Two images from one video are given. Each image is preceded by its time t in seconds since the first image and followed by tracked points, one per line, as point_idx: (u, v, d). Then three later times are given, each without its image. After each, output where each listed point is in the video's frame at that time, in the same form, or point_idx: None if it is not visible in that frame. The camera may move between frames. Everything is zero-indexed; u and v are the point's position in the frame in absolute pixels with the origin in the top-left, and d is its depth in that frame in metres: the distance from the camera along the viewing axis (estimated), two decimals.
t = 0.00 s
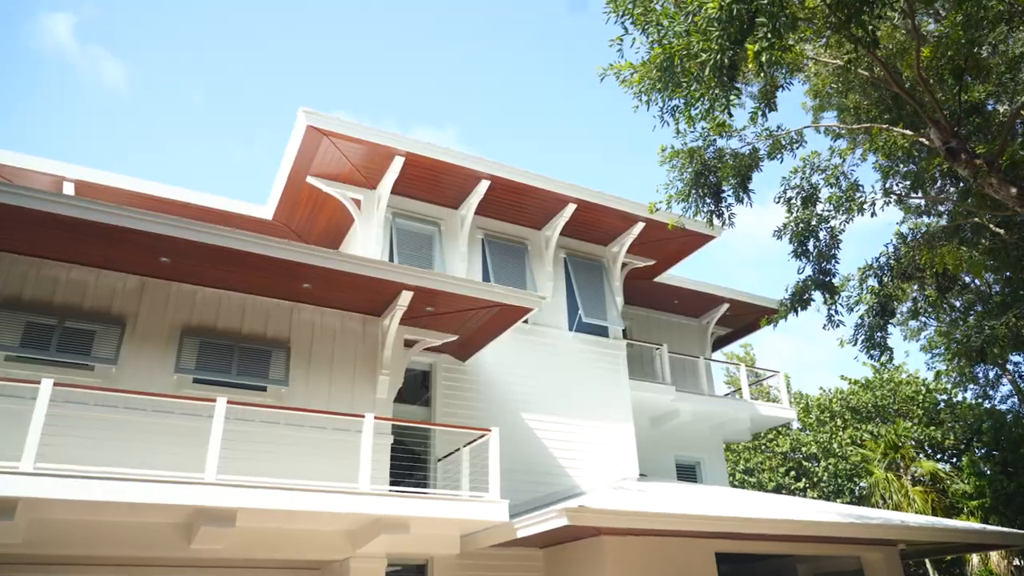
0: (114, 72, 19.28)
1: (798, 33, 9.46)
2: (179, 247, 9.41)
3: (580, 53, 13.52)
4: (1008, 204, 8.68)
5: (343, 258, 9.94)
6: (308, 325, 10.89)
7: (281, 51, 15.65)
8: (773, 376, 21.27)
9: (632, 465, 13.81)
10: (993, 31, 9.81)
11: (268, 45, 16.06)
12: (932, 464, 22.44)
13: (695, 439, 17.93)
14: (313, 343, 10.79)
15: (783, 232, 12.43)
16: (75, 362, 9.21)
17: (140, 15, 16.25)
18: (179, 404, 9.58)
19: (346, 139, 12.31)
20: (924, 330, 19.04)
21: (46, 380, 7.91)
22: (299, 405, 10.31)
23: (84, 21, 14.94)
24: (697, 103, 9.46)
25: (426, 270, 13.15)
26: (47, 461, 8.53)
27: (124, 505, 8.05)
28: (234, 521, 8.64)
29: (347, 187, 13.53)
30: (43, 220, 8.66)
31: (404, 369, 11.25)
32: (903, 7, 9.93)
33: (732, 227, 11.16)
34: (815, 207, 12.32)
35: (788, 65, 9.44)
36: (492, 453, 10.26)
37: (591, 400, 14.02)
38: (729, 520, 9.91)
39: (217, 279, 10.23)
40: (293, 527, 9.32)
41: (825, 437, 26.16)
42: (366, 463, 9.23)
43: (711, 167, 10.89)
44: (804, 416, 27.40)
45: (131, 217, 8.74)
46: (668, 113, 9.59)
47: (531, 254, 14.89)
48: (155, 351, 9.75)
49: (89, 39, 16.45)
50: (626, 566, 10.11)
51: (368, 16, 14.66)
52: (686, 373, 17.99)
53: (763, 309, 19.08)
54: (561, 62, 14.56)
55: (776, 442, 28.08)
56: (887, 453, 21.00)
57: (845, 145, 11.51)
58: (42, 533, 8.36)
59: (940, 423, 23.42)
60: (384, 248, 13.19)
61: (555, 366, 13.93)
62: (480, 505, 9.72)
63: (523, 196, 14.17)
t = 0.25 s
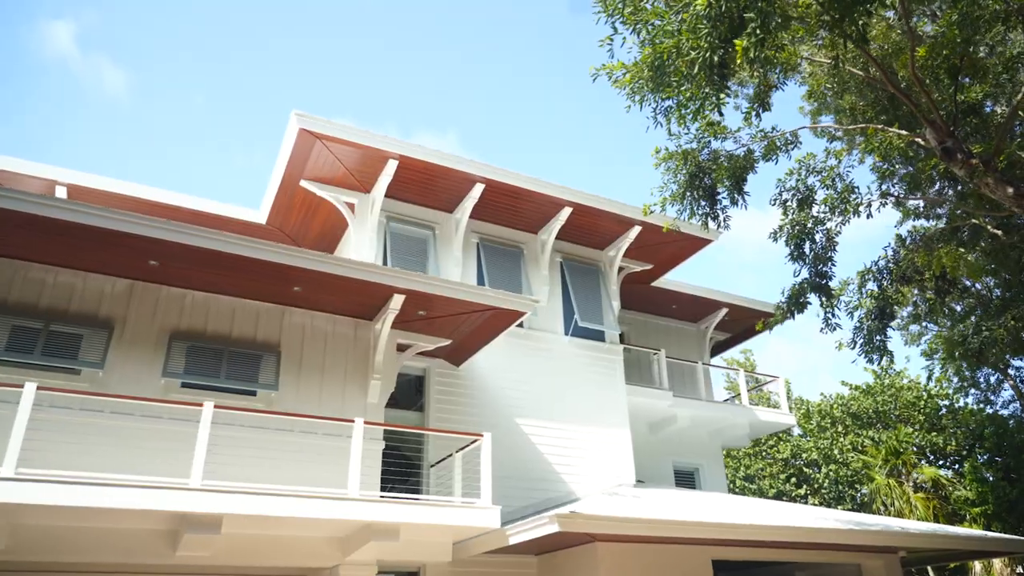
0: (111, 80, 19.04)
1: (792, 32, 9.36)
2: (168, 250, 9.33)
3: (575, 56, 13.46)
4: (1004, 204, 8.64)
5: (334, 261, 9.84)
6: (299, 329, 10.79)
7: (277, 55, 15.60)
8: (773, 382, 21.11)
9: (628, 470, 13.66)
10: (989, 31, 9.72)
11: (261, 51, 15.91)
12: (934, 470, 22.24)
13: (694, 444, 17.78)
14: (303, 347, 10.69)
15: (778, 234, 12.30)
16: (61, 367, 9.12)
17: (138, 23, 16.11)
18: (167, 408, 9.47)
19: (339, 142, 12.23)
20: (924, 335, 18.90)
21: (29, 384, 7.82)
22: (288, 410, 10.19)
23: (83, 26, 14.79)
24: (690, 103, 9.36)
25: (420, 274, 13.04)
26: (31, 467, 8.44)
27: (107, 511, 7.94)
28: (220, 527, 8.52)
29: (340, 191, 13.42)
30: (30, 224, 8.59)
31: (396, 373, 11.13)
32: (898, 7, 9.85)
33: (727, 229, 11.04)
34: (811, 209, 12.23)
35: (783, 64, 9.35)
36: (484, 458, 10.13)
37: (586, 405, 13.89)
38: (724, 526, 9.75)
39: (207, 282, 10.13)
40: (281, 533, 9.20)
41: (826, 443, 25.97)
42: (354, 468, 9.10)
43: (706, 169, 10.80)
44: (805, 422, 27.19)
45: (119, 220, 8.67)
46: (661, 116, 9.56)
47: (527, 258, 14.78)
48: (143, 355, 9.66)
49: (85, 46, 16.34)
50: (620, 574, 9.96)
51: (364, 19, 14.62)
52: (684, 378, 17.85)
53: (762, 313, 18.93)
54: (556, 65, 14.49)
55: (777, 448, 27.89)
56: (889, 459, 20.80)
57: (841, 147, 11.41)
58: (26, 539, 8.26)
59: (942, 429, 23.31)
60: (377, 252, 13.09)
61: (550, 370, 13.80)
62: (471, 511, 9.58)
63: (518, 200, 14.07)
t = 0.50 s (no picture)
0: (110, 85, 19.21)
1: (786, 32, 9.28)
2: (156, 253, 9.23)
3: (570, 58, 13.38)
4: (999, 204, 8.58)
5: (325, 264, 9.73)
6: (290, 333, 10.68)
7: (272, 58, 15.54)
8: (773, 387, 20.95)
9: (625, 477, 13.51)
10: (986, 31, 9.62)
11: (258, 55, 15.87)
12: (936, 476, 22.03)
13: (692, 450, 17.63)
14: (294, 352, 10.58)
15: (774, 237, 12.19)
16: (48, 371, 9.02)
17: (138, 27, 16.20)
18: (155, 413, 9.36)
19: (332, 145, 12.15)
20: (925, 339, 18.78)
21: (13, 388, 7.71)
22: (279, 415, 10.08)
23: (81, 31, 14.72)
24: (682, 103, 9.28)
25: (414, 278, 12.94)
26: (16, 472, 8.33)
27: (91, 517, 7.82)
28: (206, 533, 8.40)
29: (334, 195, 13.34)
30: (15, 226, 8.49)
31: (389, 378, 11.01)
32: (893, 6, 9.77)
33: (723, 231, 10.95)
34: (807, 211, 12.13)
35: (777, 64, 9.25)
36: (476, 464, 10.00)
37: (582, 410, 13.75)
38: (720, 532, 9.59)
39: (197, 286, 10.03)
40: (269, 540, 9.07)
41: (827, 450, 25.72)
42: (343, 473, 8.98)
43: (700, 170, 10.72)
44: (805, 428, 26.98)
45: (105, 222, 8.57)
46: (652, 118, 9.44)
47: (522, 262, 14.68)
48: (131, 360, 9.55)
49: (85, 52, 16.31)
50: None
51: (359, 22, 14.57)
52: (683, 383, 17.70)
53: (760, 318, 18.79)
54: (552, 67, 14.39)
55: (777, 454, 27.68)
56: (890, 466, 20.59)
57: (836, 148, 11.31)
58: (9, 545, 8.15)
59: (944, 435, 22.97)
60: (371, 256, 12.99)
61: (546, 375, 13.67)
62: (462, 517, 9.44)
63: (513, 203, 13.97)
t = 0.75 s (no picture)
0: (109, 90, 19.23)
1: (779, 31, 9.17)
2: (144, 256, 9.13)
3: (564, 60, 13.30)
4: (995, 205, 8.51)
5: (314, 267, 9.62)
6: (281, 337, 10.58)
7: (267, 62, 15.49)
8: (772, 393, 20.77)
9: (621, 483, 13.37)
10: (982, 30, 9.52)
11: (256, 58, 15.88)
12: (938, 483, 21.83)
13: (691, 456, 17.46)
14: (285, 356, 10.48)
15: (769, 239, 12.15)
16: (34, 375, 8.92)
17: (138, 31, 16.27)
18: (142, 418, 9.25)
19: (325, 148, 12.07)
20: (925, 343, 18.63)
21: None
22: (269, 420, 9.97)
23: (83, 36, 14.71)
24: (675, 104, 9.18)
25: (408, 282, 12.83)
26: None
27: (74, 524, 7.70)
28: (192, 540, 8.27)
29: (328, 199, 13.25)
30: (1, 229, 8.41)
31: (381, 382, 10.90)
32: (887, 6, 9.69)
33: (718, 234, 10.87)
34: (803, 213, 12.03)
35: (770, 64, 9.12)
36: (468, 470, 9.86)
37: (577, 415, 13.62)
38: (716, 540, 9.43)
39: (186, 289, 9.93)
40: (257, 547, 8.94)
41: (828, 456, 25.46)
42: (332, 480, 8.85)
43: (694, 173, 10.66)
44: (806, 434, 26.75)
45: (90, 224, 8.48)
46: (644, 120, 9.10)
47: (518, 267, 14.57)
48: (119, 364, 9.46)
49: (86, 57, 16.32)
50: None
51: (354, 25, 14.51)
52: (681, 389, 17.55)
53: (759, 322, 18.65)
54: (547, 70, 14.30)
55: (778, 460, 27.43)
56: (891, 472, 20.39)
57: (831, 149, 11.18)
58: None
59: (946, 441, 22.72)
60: (365, 260, 12.89)
61: (541, 381, 13.55)
62: (454, 524, 9.29)
63: (508, 207, 13.87)
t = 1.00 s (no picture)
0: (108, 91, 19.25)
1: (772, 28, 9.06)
2: (132, 259, 9.04)
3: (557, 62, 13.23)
4: (991, 204, 8.43)
5: (304, 271, 9.53)
6: (272, 340, 10.49)
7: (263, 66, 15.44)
8: (772, 398, 20.61)
9: (618, 489, 13.22)
10: (978, 29, 9.44)
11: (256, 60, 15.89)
12: (940, 489, 21.64)
13: (689, 462, 17.29)
14: (276, 360, 10.38)
15: (766, 241, 11.99)
16: (21, 379, 8.81)
17: (138, 33, 16.26)
18: (130, 423, 9.14)
19: (318, 151, 12.00)
20: (926, 348, 18.49)
21: None
22: (258, 425, 9.85)
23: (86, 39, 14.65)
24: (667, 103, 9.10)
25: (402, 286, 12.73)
26: None
27: (58, 530, 7.58)
28: (178, 547, 8.13)
29: (322, 202, 13.17)
30: None
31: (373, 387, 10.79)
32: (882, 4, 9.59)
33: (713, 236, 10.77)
34: (799, 215, 11.93)
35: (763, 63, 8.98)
36: (460, 476, 9.73)
37: (573, 421, 13.49)
38: (711, 547, 9.28)
39: (175, 293, 9.85)
40: (246, 553, 8.81)
41: (829, 462, 25.14)
42: (321, 485, 8.72)
43: (689, 174, 10.58)
44: (807, 440, 26.48)
45: (76, 226, 8.40)
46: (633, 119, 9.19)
47: (514, 271, 14.47)
48: (107, 368, 9.35)
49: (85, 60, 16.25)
50: None
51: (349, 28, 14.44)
52: (679, 395, 17.38)
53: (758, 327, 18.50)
54: (542, 74, 14.22)
55: (779, 467, 27.15)
56: (892, 478, 20.20)
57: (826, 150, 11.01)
58: None
59: (948, 447, 22.53)
60: (358, 264, 12.79)
61: (537, 385, 13.43)
62: (444, 531, 9.15)
63: (504, 211, 13.78)
